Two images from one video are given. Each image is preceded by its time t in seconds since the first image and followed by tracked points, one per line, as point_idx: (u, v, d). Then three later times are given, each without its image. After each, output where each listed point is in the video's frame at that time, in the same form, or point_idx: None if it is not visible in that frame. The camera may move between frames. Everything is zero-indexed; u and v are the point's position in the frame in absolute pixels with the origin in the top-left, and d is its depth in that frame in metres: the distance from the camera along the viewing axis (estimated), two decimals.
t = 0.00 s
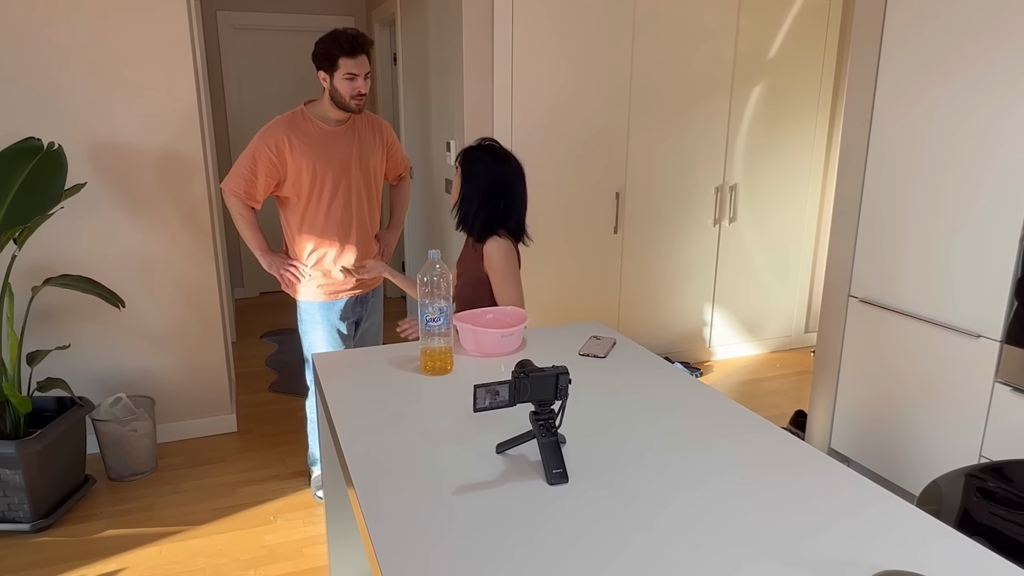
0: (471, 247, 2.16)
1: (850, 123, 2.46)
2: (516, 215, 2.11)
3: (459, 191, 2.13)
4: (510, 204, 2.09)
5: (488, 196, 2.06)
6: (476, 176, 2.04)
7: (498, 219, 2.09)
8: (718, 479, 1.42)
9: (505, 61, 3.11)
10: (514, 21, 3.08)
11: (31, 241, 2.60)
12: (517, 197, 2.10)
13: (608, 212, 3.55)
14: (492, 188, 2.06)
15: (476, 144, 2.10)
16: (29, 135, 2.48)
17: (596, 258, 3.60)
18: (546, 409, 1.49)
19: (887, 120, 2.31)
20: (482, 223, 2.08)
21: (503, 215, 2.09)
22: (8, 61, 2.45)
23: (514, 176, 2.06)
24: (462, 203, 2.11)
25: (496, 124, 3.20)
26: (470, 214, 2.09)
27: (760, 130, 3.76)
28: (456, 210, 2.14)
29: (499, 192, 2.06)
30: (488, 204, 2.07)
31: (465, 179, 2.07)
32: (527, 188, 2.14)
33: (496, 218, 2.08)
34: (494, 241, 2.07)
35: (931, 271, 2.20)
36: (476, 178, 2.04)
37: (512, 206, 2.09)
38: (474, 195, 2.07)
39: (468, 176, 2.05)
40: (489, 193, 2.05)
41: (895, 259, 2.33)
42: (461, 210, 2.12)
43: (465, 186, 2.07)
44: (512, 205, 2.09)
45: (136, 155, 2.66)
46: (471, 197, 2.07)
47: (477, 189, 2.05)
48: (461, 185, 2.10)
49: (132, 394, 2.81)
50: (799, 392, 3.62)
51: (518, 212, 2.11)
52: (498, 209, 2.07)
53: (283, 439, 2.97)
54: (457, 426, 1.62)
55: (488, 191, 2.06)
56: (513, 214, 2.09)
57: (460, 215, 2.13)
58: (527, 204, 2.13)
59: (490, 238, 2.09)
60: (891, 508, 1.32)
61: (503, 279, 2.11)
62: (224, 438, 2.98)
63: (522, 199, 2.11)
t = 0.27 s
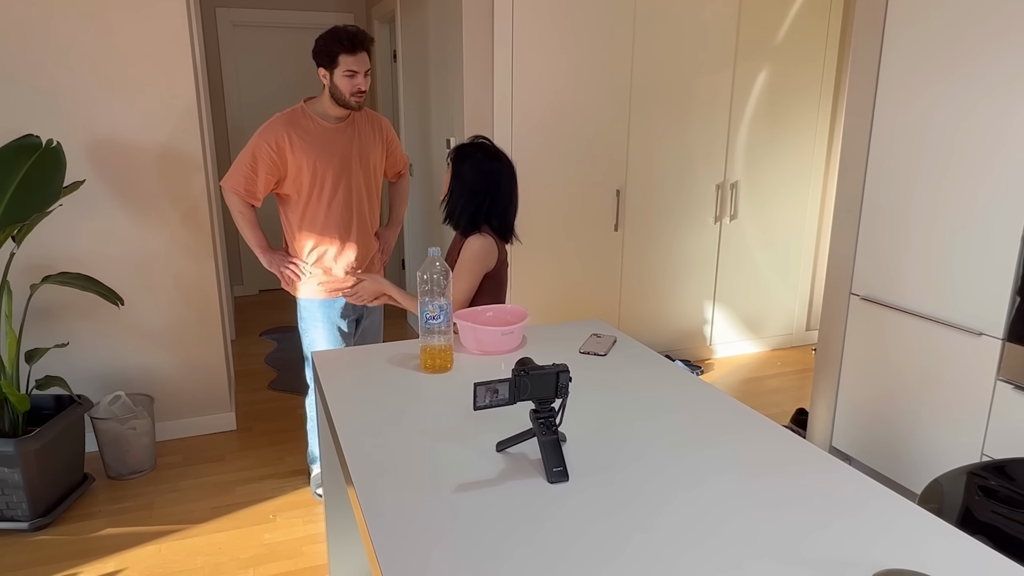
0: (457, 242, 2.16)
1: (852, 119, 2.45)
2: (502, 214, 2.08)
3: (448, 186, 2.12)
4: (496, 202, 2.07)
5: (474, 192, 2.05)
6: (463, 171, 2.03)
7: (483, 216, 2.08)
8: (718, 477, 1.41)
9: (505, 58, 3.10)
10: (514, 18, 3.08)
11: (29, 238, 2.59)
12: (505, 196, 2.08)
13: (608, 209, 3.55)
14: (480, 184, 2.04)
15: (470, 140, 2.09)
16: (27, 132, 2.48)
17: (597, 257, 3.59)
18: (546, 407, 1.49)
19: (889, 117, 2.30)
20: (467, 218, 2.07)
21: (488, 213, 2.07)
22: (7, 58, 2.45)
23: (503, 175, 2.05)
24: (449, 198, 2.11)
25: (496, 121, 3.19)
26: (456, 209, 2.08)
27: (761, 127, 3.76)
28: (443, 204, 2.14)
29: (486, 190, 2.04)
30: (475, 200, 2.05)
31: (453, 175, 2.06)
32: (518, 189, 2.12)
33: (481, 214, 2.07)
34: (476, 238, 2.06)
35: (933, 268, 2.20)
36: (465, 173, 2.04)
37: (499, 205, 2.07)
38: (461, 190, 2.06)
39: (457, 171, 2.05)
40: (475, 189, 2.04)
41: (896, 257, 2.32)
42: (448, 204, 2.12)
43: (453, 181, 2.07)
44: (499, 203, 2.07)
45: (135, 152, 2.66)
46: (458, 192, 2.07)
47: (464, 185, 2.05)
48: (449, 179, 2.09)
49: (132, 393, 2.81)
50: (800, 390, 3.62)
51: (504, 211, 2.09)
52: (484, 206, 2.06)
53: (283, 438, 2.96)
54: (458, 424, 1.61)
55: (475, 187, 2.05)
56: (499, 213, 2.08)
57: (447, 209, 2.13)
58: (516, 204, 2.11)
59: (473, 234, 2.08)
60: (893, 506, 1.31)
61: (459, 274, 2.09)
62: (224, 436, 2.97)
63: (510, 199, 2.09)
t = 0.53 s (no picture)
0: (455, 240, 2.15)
1: (854, 117, 2.44)
2: (499, 211, 2.08)
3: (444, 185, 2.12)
4: (492, 200, 2.06)
5: (470, 190, 2.04)
6: (458, 169, 2.02)
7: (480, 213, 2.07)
8: (721, 477, 1.40)
9: (506, 57, 3.10)
10: (515, 16, 3.07)
11: (28, 237, 2.58)
12: (501, 193, 2.07)
13: (609, 208, 3.54)
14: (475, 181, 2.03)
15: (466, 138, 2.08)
16: (27, 131, 2.47)
17: (597, 256, 3.58)
18: (547, 406, 1.48)
19: (891, 115, 2.30)
20: (464, 216, 2.06)
21: (485, 210, 2.06)
22: (7, 57, 2.44)
23: (498, 171, 2.03)
24: (445, 196, 2.10)
25: (496, 119, 3.18)
26: (452, 207, 2.07)
27: (763, 125, 3.75)
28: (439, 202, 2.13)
29: (482, 187, 2.03)
30: (471, 197, 2.04)
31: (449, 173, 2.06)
32: (515, 185, 2.11)
33: (477, 212, 2.06)
34: (475, 236, 2.06)
35: (935, 267, 2.19)
36: (459, 171, 2.03)
37: (496, 202, 2.06)
38: (456, 188, 2.05)
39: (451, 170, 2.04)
40: (471, 187, 2.03)
41: (898, 256, 2.32)
42: (444, 202, 2.11)
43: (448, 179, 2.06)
44: (495, 199, 2.06)
45: (135, 151, 2.65)
46: (454, 190, 2.06)
47: (459, 183, 2.04)
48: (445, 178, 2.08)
49: (131, 392, 2.80)
50: (801, 389, 3.61)
51: (501, 207, 2.08)
52: (480, 203, 2.05)
53: (282, 437, 2.96)
54: (458, 423, 1.61)
55: (471, 185, 2.04)
56: (495, 209, 2.07)
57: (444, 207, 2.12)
58: (512, 200, 2.10)
59: (471, 232, 2.07)
60: (896, 507, 1.31)
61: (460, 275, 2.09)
62: (223, 436, 2.97)
63: (507, 194, 2.08)
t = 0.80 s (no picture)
0: (461, 237, 2.15)
1: (852, 114, 2.44)
2: (503, 203, 2.07)
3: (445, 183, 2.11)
4: (495, 193, 2.06)
5: (473, 186, 2.03)
6: (459, 166, 2.02)
7: (484, 207, 2.07)
8: (717, 476, 1.40)
9: (503, 54, 3.09)
10: (512, 13, 3.06)
11: (24, 235, 2.58)
12: (504, 186, 2.07)
13: (607, 205, 3.54)
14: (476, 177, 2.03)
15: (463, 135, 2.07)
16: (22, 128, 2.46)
17: (595, 253, 3.58)
18: (545, 404, 1.47)
19: (889, 112, 2.29)
20: (469, 213, 2.06)
21: (489, 204, 2.06)
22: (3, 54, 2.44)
23: (499, 164, 2.03)
24: (448, 195, 2.09)
25: (494, 116, 3.18)
26: (456, 205, 2.07)
27: (761, 122, 3.75)
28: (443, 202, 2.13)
29: (484, 182, 2.03)
30: (473, 193, 2.04)
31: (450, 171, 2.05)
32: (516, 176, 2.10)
33: (482, 206, 2.06)
34: (484, 231, 2.05)
35: (933, 265, 2.19)
36: (460, 168, 2.02)
37: (499, 195, 2.06)
38: (459, 185, 2.05)
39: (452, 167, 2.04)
40: (473, 182, 2.03)
41: (897, 253, 2.31)
42: (448, 201, 2.10)
43: (450, 177, 2.06)
44: (498, 192, 2.05)
45: (132, 149, 2.65)
46: (456, 188, 2.06)
47: (461, 180, 2.04)
48: (446, 176, 2.08)
49: (127, 390, 2.79)
50: (799, 387, 3.61)
51: (505, 198, 2.07)
52: (484, 198, 2.04)
53: (279, 435, 2.95)
54: (453, 420, 1.60)
55: (473, 180, 2.03)
56: (500, 201, 2.06)
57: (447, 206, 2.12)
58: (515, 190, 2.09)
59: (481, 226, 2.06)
60: (893, 506, 1.30)
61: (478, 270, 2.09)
62: (220, 434, 2.96)
63: (509, 186, 2.08)
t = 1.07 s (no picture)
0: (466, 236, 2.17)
1: (852, 114, 2.43)
2: (505, 202, 2.07)
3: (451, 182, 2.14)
4: (496, 191, 2.06)
5: (474, 184, 2.05)
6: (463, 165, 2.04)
7: (487, 205, 2.07)
8: (718, 477, 1.39)
9: (504, 53, 3.09)
10: (512, 13, 3.06)
11: (23, 235, 2.58)
12: (506, 184, 2.06)
13: (608, 205, 3.53)
14: (480, 175, 2.05)
15: (468, 135, 2.09)
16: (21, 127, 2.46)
17: (595, 253, 3.57)
18: (545, 405, 1.47)
19: (891, 112, 2.28)
20: (470, 211, 2.07)
21: (490, 202, 2.06)
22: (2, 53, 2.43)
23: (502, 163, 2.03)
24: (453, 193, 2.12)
25: (494, 116, 3.17)
26: (458, 203, 2.09)
27: (762, 122, 3.74)
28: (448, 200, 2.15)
29: (485, 179, 2.04)
30: (476, 191, 2.05)
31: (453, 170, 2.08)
32: (520, 175, 2.10)
33: (483, 204, 2.06)
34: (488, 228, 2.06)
35: (935, 265, 2.18)
36: (464, 167, 2.05)
37: (501, 193, 2.06)
38: (461, 183, 2.06)
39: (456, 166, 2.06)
40: (474, 180, 2.04)
41: (899, 253, 2.30)
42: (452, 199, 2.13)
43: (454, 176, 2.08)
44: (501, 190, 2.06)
45: (131, 148, 2.64)
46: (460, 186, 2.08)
47: (464, 178, 2.05)
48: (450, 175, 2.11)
49: (127, 390, 2.79)
50: (800, 387, 3.60)
51: (509, 195, 2.07)
52: (485, 195, 2.05)
53: (280, 436, 2.95)
54: (453, 421, 1.60)
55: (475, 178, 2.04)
56: (502, 199, 2.06)
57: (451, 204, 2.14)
58: (520, 189, 2.09)
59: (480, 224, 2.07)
60: (894, 506, 1.30)
61: (507, 264, 2.08)
62: (220, 434, 2.96)
63: (513, 185, 2.07)
